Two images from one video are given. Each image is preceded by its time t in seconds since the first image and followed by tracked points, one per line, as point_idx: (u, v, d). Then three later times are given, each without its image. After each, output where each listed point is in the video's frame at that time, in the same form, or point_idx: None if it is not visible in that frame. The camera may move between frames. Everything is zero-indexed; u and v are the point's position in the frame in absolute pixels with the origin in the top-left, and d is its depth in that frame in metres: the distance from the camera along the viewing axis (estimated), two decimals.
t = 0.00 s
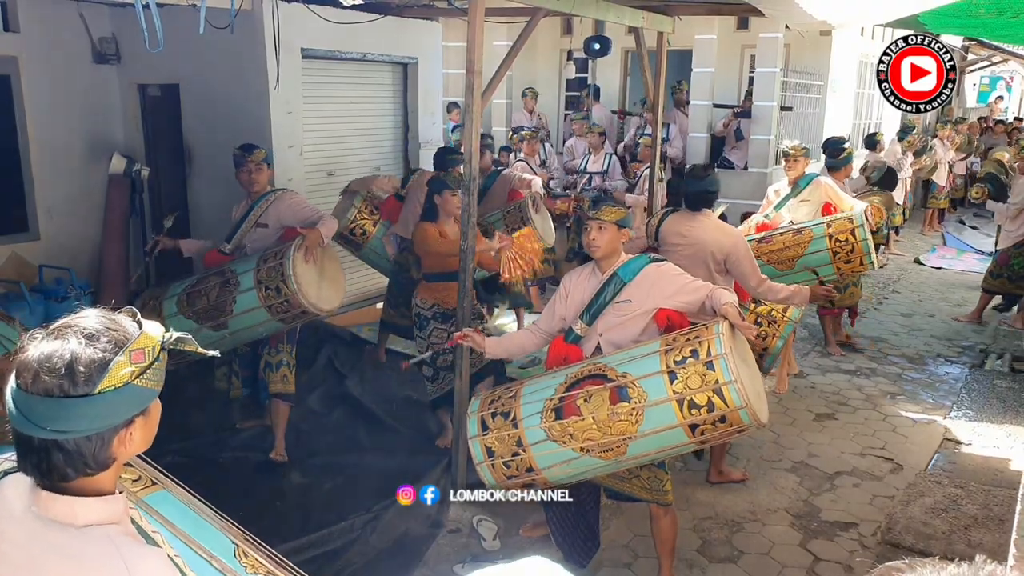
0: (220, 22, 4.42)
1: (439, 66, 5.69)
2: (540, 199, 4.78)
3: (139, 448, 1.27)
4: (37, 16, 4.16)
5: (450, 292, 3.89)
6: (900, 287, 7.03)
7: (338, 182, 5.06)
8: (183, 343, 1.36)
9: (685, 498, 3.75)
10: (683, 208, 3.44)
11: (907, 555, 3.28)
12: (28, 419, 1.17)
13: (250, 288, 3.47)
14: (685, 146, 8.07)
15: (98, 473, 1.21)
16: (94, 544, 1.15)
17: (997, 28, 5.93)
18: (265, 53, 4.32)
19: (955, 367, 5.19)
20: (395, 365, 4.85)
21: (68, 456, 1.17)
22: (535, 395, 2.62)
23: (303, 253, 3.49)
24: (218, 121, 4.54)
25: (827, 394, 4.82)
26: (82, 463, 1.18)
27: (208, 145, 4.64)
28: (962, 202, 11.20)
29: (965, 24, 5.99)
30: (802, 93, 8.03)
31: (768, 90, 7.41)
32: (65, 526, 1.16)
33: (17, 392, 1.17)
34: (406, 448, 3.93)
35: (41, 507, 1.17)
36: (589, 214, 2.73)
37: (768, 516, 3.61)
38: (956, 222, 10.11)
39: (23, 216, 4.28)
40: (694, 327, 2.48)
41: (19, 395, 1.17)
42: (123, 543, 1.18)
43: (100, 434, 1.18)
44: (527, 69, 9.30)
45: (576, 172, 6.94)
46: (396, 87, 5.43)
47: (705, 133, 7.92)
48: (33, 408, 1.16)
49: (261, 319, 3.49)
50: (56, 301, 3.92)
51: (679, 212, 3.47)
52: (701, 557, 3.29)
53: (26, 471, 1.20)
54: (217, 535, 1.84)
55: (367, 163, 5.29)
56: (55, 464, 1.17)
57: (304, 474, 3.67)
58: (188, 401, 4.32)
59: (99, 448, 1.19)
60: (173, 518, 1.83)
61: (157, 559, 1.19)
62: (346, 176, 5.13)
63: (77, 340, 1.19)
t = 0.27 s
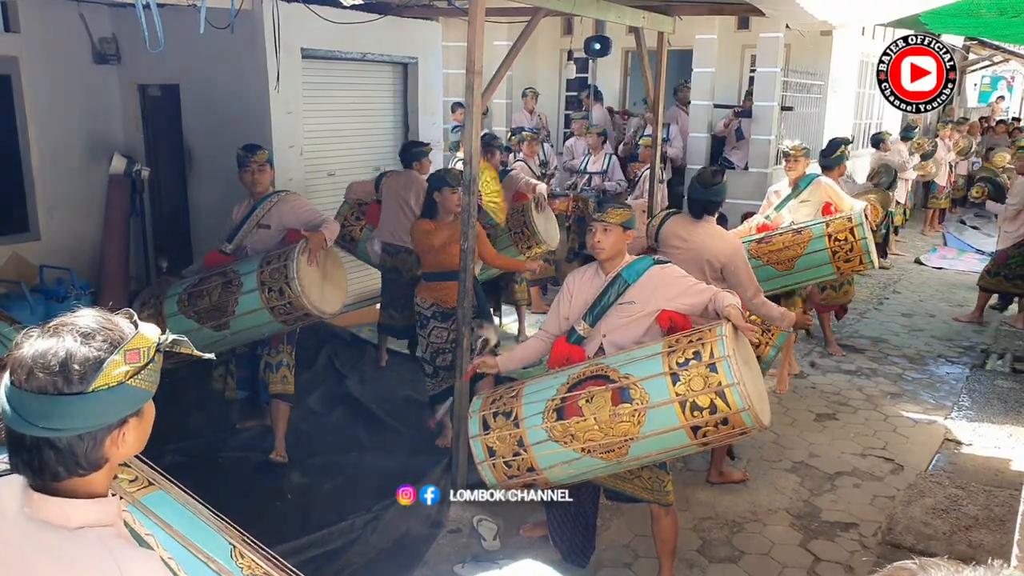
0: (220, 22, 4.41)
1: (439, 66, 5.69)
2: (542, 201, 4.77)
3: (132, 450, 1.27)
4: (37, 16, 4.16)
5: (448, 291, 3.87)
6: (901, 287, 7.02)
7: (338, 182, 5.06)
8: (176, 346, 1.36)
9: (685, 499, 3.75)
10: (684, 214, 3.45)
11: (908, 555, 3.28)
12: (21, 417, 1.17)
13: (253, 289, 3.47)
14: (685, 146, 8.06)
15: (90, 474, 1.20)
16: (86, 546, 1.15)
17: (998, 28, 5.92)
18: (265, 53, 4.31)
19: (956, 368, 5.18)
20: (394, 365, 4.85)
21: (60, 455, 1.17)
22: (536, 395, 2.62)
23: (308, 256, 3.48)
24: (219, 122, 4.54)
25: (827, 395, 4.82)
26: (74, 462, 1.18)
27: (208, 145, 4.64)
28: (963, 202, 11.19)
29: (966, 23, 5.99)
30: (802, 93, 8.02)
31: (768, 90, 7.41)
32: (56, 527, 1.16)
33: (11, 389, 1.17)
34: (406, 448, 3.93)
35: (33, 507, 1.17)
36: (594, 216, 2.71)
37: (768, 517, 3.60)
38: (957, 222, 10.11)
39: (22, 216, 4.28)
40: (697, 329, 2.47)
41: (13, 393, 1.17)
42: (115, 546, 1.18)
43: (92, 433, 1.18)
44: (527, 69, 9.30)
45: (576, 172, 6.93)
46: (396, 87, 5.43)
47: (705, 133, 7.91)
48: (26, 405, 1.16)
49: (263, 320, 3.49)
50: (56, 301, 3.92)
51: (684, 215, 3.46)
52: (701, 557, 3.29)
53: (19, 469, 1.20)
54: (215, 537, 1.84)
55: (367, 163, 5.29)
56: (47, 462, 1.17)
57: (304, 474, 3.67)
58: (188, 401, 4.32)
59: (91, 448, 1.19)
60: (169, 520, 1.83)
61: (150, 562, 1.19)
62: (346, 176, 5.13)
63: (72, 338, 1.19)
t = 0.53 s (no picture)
0: (222, 23, 4.42)
1: (440, 66, 5.69)
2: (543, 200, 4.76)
3: (132, 452, 1.27)
4: (39, 18, 4.18)
5: (448, 290, 3.87)
6: (904, 287, 7.00)
7: (339, 182, 5.07)
8: (174, 347, 1.36)
9: (686, 499, 3.74)
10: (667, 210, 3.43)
11: (911, 556, 3.27)
12: (21, 419, 1.17)
13: (252, 292, 3.48)
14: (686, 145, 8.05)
15: (89, 475, 1.21)
16: (83, 546, 1.15)
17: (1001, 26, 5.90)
18: (266, 53, 4.32)
19: (959, 368, 5.16)
20: (395, 365, 4.85)
21: (60, 456, 1.17)
22: (539, 396, 2.61)
23: (305, 258, 3.49)
24: (220, 122, 4.55)
25: (829, 395, 4.80)
26: (74, 464, 1.18)
27: (210, 145, 4.65)
28: (967, 201, 11.14)
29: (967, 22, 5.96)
30: (804, 92, 8.00)
31: (769, 90, 7.40)
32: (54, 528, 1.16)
33: (11, 391, 1.18)
34: (407, 448, 3.93)
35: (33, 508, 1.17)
36: (597, 218, 2.69)
37: (770, 517, 3.59)
38: (961, 221, 10.08)
39: (26, 216, 4.30)
40: (700, 329, 2.46)
41: (13, 396, 1.17)
42: (111, 547, 1.17)
43: (92, 435, 1.18)
44: (528, 69, 9.29)
45: (576, 172, 6.93)
46: (397, 87, 5.43)
47: (705, 133, 7.88)
48: (26, 407, 1.16)
49: (264, 323, 3.50)
50: (58, 302, 3.94)
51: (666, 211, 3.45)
52: (702, 557, 3.28)
53: (19, 470, 1.20)
54: (217, 538, 1.84)
55: (368, 163, 5.29)
56: (47, 463, 1.18)
57: (305, 474, 3.67)
58: (189, 401, 4.33)
59: (91, 449, 1.19)
60: (170, 520, 1.84)
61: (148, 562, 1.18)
62: (347, 176, 5.13)
63: (72, 340, 1.19)
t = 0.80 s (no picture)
0: (225, 22, 4.43)
1: (444, 66, 5.69)
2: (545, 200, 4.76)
3: (141, 452, 1.27)
4: (43, 17, 4.18)
5: (453, 289, 3.86)
6: (909, 286, 6.98)
7: (343, 182, 5.07)
8: (182, 346, 1.37)
9: (689, 499, 3.74)
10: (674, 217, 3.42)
11: (915, 557, 3.25)
12: (41, 413, 1.16)
13: (249, 293, 3.48)
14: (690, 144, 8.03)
15: (103, 473, 1.21)
16: (89, 545, 1.15)
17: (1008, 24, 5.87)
18: (270, 53, 4.32)
19: (964, 368, 5.14)
20: (398, 364, 4.85)
21: (82, 451, 1.17)
22: (542, 395, 2.61)
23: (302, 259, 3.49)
24: (224, 122, 4.55)
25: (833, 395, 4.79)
26: (94, 459, 1.18)
27: (213, 144, 4.65)
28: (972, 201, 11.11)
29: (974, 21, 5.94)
30: (808, 91, 7.96)
31: (774, 89, 7.38)
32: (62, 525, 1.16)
33: (33, 385, 1.16)
34: (410, 448, 3.93)
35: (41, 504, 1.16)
36: (603, 219, 2.70)
37: (774, 517, 3.58)
38: (966, 220, 10.05)
39: (31, 215, 4.30)
40: (705, 331, 2.45)
41: (32, 391, 1.16)
42: (116, 546, 1.18)
43: (112, 429, 1.18)
44: (531, 68, 9.28)
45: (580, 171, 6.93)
46: (400, 87, 5.43)
47: (710, 133, 7.85)
48: (48, 401, 1.15)
49: (262, 325, 3.50)
50: (63, 300, 3.95)
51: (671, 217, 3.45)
52: (705, 557, 3.28)
53: (30, 469, 1.20)
54: (225, 538, 1.84)
55: (372, 163, 5.29)
56: (67, 460, 1.17)
57: (309, 473, 3.67)
58: (192, 400, 4.33)
59: (110, 444, 1.19)
60: (176, 520, 1.84)
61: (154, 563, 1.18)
62: (351, 176, 5.14)
63: (93, 336, 1.20)
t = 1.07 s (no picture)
0: (232, 22, 4.44)
1: (449, 66, 5.70)
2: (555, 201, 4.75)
3: (152, 451, 1.27)
4: (50, 17, 4.20)
5: (459, 289, 3.87)
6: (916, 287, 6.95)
7: (349, 182, 5.08)
8: (197, 352, 1.38)
9: (694, 499, 3.73)
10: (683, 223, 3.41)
11: (922, 559, 3.23)
12: (61, 404, 1.17)
13: (252, 289, 3.51)
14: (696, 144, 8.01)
15: (115, 469, 1.21)
16: (99, 537, 1.16)
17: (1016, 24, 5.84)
18: (276, 53, 4.33)
19: (972, 369, 5.12)
20: (404, 364, 4.86)
21: (97, 443, 1.18)
22: (549, 396, 2.60)
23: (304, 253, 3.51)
24: (231, 121, 4.56)
25: (840, 395, 4.77)
26: (108, 454, 1.19)
27: (220, 144, 4.66)
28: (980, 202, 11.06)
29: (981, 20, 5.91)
30: (816, 91, 7.95)
31: (781, 89, 7.36)
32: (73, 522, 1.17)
33: (54, 376, 1.18)
34: (416, 447, 3.93)
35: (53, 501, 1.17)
36: (614, 222, 2.65)
37: (780, 518, 3.57)
38: (974, 221, 10.00)
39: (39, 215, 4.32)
40: (712, 333, 2.44)
41: (53, 382, 1.18)
42: (125, 543, 1.19)
43: (129, 423, 1.19)
44: (537, 68, 9.27)
45: (586, 171, 6.92)
46: (407, 87, 5.43)
47: (715, 133, 7.84)
48: (68, 392, 1.16)
49: (264, 320, 3.51)
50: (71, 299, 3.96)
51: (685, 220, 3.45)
52: (711, 558, 3.27)
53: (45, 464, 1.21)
54: (232, 543, 1.84)
55: (377, 163, 5.30)
56: (81, 453, 1.18)
57: (314, 472, 3.68)
58: (198, 399, 4.34)
59: (125, 437, 1.20)
60: (183, 524, 1.83)
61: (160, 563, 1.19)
62: (357, 176, 5.15)
63: (114, 332, 1.22)
